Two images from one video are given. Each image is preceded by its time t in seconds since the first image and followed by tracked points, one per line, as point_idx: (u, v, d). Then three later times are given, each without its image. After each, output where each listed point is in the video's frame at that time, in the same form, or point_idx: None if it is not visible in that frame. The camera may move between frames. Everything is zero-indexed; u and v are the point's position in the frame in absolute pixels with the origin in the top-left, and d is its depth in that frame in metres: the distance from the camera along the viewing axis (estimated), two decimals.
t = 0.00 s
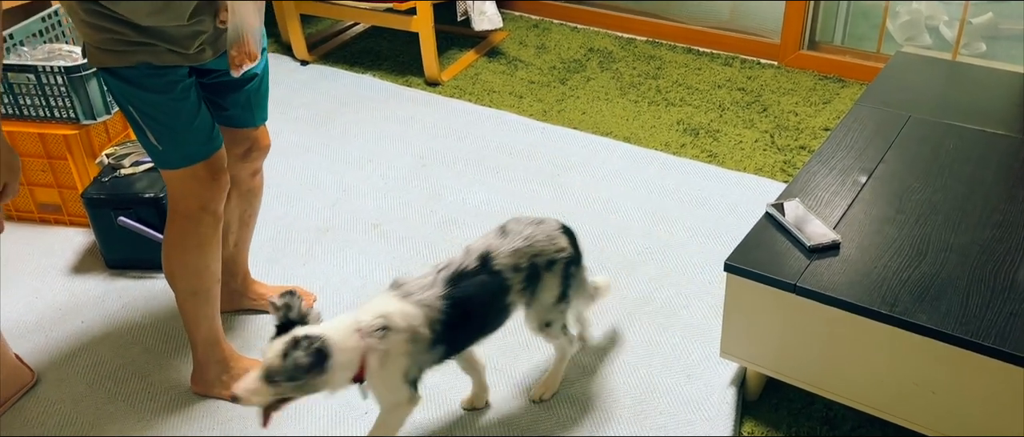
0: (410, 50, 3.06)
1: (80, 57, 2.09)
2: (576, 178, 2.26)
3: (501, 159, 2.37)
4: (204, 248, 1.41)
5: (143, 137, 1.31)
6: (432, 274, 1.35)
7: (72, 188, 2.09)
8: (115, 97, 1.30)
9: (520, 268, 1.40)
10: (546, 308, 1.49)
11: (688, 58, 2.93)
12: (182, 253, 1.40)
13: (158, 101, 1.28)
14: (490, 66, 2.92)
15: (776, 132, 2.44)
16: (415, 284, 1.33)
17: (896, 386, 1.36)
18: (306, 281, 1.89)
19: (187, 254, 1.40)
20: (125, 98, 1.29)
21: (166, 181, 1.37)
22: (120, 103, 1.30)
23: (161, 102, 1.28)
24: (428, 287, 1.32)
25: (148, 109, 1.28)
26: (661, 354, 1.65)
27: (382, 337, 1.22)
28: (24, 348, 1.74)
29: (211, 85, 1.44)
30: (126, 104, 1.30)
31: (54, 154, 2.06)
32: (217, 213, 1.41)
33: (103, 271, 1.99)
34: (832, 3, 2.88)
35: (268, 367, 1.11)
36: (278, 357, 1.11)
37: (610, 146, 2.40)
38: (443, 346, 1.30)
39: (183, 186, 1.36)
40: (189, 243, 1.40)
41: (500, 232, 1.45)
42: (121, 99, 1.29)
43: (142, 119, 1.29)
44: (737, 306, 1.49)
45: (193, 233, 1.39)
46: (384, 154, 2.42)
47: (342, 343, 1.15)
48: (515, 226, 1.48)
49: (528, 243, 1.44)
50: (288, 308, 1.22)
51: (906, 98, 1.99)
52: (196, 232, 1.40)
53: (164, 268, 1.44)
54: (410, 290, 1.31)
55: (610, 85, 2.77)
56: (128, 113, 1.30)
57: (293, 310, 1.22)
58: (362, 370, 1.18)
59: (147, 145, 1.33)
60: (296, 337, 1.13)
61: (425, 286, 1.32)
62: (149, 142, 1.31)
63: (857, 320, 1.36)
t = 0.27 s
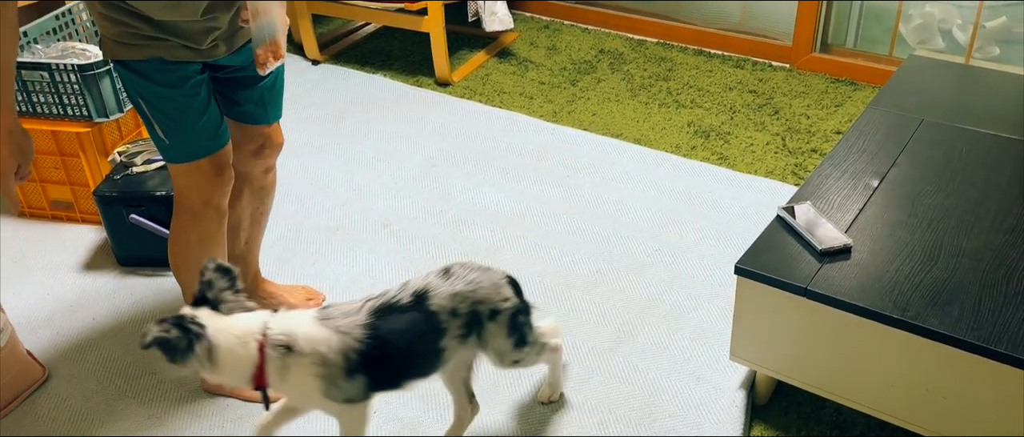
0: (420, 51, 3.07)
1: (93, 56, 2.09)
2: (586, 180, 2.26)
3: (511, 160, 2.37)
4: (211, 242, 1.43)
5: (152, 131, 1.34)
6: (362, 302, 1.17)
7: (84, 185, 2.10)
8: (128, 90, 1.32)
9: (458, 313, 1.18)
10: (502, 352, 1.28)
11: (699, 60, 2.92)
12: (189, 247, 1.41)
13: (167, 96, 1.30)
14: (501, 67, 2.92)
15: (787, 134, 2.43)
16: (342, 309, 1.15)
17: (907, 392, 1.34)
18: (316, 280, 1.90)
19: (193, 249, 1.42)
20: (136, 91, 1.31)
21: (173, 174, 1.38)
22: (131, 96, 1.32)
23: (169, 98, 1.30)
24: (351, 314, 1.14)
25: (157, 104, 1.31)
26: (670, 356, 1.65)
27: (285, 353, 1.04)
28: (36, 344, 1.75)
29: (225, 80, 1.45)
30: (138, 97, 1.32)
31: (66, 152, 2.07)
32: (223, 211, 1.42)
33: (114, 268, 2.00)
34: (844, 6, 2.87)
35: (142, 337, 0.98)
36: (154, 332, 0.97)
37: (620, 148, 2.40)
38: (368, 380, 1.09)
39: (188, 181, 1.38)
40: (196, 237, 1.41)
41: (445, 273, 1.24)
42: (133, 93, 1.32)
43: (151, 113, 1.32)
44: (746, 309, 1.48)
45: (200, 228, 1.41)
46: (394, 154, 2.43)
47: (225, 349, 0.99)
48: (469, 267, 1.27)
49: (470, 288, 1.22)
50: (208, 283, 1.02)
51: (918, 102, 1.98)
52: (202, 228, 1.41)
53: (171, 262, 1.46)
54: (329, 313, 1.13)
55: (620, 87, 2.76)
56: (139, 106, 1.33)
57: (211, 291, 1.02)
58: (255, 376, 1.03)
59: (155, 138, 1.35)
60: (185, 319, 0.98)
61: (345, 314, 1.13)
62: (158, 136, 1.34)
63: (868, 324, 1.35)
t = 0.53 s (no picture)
0: (438, 53, 3.07)
1: (116, 56, 2.11)
2: (604, 183, 2.26)
3: (528, 162, 2.37)
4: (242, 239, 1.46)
5: (189, 127, 1.35)
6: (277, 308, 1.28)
7: (106, 184, 2.12)
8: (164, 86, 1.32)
9: (358, 338, 1.22)
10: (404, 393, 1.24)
11: (717, 64, 2.92)
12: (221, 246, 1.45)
13: (205, 96, 1.30)
14: (518, 70, 2.92)
15: (806, 139, 2.42)
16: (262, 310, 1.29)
17: (936, 404, 1.35)
18: (335, 281, 1.90)
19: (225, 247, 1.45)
20: (173, 89, 1.31)
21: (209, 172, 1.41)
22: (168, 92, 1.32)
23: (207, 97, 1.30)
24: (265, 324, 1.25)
25: (195, 102, 1.31)
26: (689, 362, 1.65)
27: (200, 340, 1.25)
28: (57, 341, 1.77)
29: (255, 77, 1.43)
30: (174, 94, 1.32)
31: (88, 151, 2.09)
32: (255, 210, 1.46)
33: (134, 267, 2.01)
34: (864, 11, 2.86)
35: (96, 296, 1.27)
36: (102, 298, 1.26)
37: (638, 151, 2.40)
38: (279, 386, 1.23)
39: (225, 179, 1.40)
40: (229, 234, 1.45)
41: (359, 296, 1.26)
42: (169, 90, 1.32)
43: (189, 111, 1.33)
44: (768, 315, 1.48)
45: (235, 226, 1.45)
46: (412, 156, 2.43)
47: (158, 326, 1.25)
48: (391, 288, 1.28)
49: (376, 319, 1.22)
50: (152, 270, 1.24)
51: (940, 108, 1.97)
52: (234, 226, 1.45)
53: (200, 256, 1.49)
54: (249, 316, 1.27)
55: (638, 90, 2.76)
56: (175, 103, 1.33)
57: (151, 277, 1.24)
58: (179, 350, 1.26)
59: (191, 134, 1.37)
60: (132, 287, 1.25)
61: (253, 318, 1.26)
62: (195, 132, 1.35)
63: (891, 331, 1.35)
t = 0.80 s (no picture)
0: (459, 54, 3.08)
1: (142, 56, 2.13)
2: (626, 186, 2.26)
3: (549, 164, 2.37)
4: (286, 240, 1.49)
5: (240, 131, 1.35)
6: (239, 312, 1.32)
7: (131, 183, 2.13)
8: (212, 90, 1.34)
9: (286, 371, 1.22)
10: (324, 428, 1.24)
11: (739, 67, 2.91)
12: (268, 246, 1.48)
13: (256, 96, 1.32)
14: (539, 71, 2.93)
15: (829, 143, 2.41)
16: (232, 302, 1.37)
17: (956, 406, 1.33)
18: (358, 281, 1.91)
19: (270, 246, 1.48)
20: (223, 92, 1.32)
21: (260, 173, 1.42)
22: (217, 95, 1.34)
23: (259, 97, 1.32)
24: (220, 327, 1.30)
25: (246, 104, 1.32)
26: (712, 366, 1.64)
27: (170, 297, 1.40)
28: (83, 338, 1.78)
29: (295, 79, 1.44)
30: (222, 98, 1.33)
31: (114, 150, 2.11)
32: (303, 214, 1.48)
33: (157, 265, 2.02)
34: (888, 14, 2.84)
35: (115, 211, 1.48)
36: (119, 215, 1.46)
37: (659, 154, 2.39)
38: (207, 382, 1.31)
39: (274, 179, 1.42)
40: (276, 233, 1.47)
41: (302, 328, 1.24)
42: (218, 93, 1.33)
43: (239, 113, 1.34)
44: (793, 320, 1.47)
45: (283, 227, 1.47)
46: (433, 157, 2.44)
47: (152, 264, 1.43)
48: (343, 325, 1.24)
49: (307, 356, 1.20)
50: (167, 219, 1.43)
51: (967, 112, 1.95)
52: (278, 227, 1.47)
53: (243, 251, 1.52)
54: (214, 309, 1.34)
55: (660, 93, 2.76)
56: (225, 106, 1.34)
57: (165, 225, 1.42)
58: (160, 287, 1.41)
59: (241, 138, 1.37)
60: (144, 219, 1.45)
61: (212, 309, 1.35)
62: (245, 135, 1.36)
63: (917, 336, 1.34)
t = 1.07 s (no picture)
0: (471, 56, 3.09)
1: (157, 56, 2.14)
2: (637, 189, 2.26)
3: (560, 167, 2.38)
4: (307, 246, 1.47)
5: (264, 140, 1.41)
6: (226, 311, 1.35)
7: (145, 182, 2.15)
8: (231, 103, 1.39)
9: (225, 389, 1.25)
10: None
11: (751, 70, 2.91)
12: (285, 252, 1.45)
13: (273, 103, 1.36)
14: (551, 74, 2.93)
15: (842, 148, 2.40)
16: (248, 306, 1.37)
17: (967, 410, 1.34)
18: (370, 282, 1.92)
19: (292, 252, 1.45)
20: (243, 103, 1.38)
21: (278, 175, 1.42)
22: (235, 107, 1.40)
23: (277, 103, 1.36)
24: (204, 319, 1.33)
25: (265, 111, 1.37)
26: (724, 370, 1.64)
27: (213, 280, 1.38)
28: (97, 336, 1.79)
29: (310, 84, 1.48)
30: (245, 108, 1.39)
31: (129, 149, 2.12)
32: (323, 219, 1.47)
33: (171, 264, 2.04)
34: (901, 18, 2.83)
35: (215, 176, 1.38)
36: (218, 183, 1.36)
37: (671, 157, 2.39)
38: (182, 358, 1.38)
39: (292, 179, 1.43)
40: (297, 240, 1.45)
41: (250, 354, 1.26)
42: (238, 105, 1.39)
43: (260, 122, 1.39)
44: (807, 324, 1.46)
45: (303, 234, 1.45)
46: (445, 158, 2.45)
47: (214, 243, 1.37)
48: (290, 364, 1.25)
49: (244, 389, 1.23)
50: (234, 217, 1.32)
51: (981, 117, 1.95)
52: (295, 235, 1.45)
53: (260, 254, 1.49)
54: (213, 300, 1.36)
55: (672, 96, 2.75)
56: (246, 117, 1.40)
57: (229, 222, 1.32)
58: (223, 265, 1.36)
59: (265, 148, 1.43)
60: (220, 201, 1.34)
61: (219, 307, 1.35)
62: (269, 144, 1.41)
63: (930, 342, 1.33)
